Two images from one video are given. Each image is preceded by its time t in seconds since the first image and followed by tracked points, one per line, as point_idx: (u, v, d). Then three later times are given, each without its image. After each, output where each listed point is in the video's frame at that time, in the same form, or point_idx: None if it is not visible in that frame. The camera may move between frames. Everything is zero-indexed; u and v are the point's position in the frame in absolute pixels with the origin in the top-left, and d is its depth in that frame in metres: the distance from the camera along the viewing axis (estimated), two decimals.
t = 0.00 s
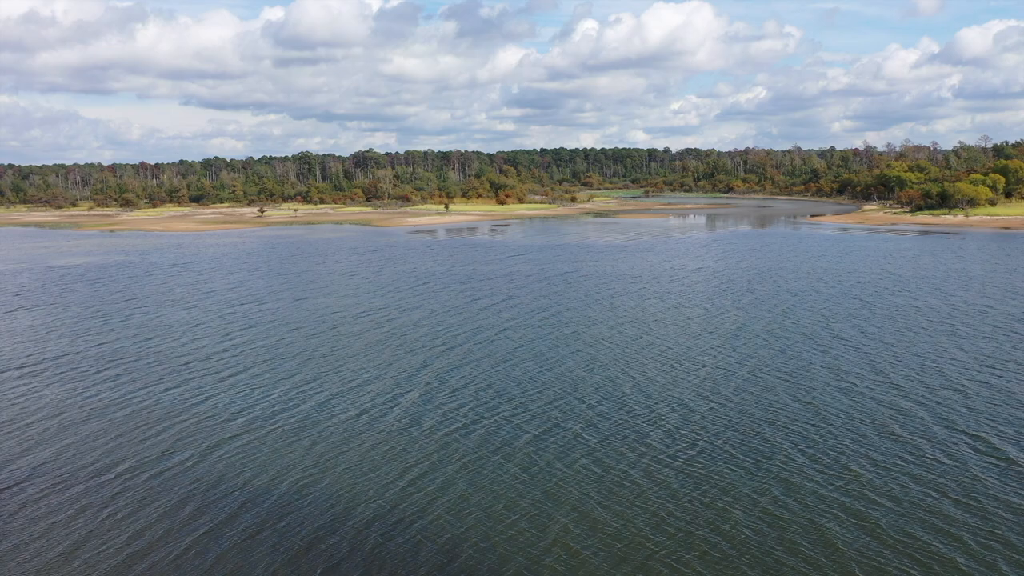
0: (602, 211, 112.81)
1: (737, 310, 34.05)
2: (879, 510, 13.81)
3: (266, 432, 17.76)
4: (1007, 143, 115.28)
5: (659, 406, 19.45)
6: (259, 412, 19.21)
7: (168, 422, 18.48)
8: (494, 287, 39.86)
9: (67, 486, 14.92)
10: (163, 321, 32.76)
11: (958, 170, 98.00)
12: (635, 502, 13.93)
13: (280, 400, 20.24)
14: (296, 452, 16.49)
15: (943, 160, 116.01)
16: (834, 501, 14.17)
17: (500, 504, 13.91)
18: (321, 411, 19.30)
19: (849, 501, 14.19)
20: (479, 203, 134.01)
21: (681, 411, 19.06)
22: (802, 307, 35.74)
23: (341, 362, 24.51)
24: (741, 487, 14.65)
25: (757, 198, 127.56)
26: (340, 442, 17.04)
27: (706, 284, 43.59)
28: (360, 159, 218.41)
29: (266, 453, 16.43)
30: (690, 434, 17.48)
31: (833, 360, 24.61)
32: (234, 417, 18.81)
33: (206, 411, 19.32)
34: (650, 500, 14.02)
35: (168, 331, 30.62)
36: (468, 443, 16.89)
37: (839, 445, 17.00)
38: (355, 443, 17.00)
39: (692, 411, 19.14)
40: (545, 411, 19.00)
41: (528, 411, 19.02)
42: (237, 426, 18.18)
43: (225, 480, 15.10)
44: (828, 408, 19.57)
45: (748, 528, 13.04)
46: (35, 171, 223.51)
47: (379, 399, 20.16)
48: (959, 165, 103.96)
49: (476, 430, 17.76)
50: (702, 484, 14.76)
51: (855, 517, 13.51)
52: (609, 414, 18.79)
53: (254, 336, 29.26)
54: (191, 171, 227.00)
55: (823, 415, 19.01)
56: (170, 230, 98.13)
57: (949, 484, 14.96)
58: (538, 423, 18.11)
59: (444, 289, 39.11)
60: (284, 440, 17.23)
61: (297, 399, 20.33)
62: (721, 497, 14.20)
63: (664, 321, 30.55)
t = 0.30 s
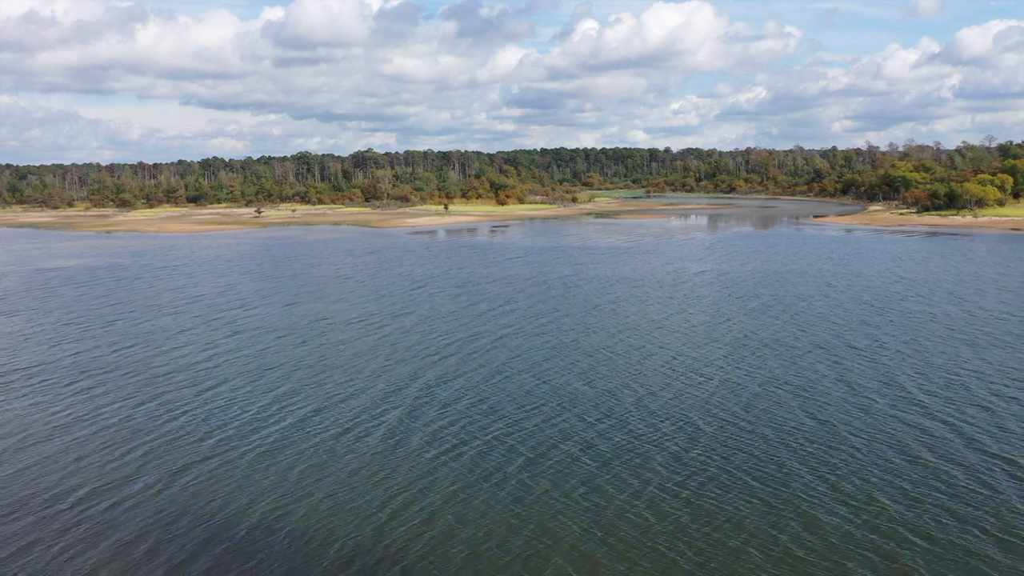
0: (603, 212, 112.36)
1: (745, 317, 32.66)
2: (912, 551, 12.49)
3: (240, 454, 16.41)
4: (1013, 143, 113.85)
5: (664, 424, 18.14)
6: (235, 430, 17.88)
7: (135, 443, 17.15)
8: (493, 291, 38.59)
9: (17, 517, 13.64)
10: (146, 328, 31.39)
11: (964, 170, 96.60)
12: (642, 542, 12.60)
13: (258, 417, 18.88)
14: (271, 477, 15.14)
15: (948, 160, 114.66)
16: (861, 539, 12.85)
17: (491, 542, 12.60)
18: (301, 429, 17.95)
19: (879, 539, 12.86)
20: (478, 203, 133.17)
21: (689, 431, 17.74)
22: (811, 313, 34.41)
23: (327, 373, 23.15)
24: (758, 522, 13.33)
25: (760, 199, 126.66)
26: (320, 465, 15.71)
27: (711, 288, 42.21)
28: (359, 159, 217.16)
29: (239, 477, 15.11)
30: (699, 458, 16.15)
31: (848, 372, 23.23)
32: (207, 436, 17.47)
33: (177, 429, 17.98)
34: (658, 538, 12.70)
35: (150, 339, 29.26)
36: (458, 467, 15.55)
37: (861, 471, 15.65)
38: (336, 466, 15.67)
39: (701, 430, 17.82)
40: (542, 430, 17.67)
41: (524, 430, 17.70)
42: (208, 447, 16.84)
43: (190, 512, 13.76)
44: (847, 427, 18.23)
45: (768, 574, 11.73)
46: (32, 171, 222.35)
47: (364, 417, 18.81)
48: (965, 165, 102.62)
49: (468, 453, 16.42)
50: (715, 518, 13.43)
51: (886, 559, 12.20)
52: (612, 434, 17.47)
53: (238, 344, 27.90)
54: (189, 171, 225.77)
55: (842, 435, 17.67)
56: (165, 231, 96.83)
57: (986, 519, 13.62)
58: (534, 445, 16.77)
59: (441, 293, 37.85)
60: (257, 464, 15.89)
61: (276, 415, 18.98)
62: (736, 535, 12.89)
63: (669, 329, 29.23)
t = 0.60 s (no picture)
0: (604, 212, 111.66)
1: (751, 323, 31.46)
2: None
3: (214, 486, 15.24)
4: (1020, 142, 112.37)
5: (670, 446, 16.94)
6: (211, 456, 16.68)
7: (102, 473, 15.98)
8: (491, 295, 37.39)
9: None
10: (129, 334, 30.12)
11: (971, 170, 95.24)
12: None
13: (238, 440, 17.67)
14: (243, 517, 13.95)
15: (954, 160, 113.21)
16: None
17: None
18: (281, 454, 16.74)
19: None
20: (478, 203, 132.19)
21: (697, 454, 16.53)
22: (821, 318, 33.18)
23: (313, 386, 21.90)
24: (775, 563, 12.16)
25: (763, 198, 125.56)
26: (298, 501, 14.50)
27: (716, 292, 41.01)
28: (358, 158, 215.88)
29: (211, 510, 14.03)
30: (709, 485, 14.95)
31: (864, 386, 21.94)
32: (180, 465, 16.29)
33: (149, 456, 16.79)
34: None
35: (132, 345, 28.00)
36: (446, 502, 14.36)
37: (886, 501, 14.44)
38: (315, 502, 14.46)
39: (711, 452, 16.61)
40: (538, 454, 16.48)
41: (520, 454, 16.51)
42: (181, 479, 15.64)
43: (153, 559, 12.60)
44: (868, 448, 16.98)
45: None
46: (29, 171, 221.16)
47: (350, 438, 17.58)
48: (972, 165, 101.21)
49: (458, 483, 15.22)
50: (727, 560, 12.26)
51: None
52: (615, 457, 16.27)
53: (223, 351, 26.64)
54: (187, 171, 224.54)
55: (862, 458, 16.44)
56: (161, 232, 95.58)
57: None
58: (530, 472, 15.59)
59: (437, 297, 36.67)
60: (231, 499, 14.69)
61: (256, 437, 17.77)
62: None
63: (672, 337, 28.07)
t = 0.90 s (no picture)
0: (606, 212, 111.04)
1: (760, 330, 30.04)
2: None
3: (176, 518, 13.82)
4: None
5: (677, 472, 15.48)
6: (176, 484, 15.20)
7: (56, 504, 14.52)
8: (488, 300, 35.99)
9: None
10: (108, 340, 28.66)
11: (977, 170, 93.81)
12: None
13: (208, 463, 16.19)
14: (203, 559, 12.50)
15: (960, 160, 111.69)
16: None
17: None
18: (252, 480, 15.26)
19: None
20: (478, 203, 131.38)
21: (708, 482, 15.06)
22: (832, 325, 31.75)
23: (295, 399, 20.47)
24: None
25: (766, 198, 124.50)
26: (265, 538, 13.03)
27: (722, 296, 39.60)
28: (357, 159, 214.57)
29: (170, 550, 12.65)
30: (723, 520, 13.51)
31: (884, 402, 20.46)
32: (141, 494, 14.81)
33: (108, 483, 15.31)
34: None
35: (109, 353, 26.54)
36: (430, 541, 12.88)
37: (920, 539, 13.00)
38: (286, 540, 13.02)
39: (722, 480, 15.15)
40: (533, 482, 15.00)
41: (513, 482, 15.04)
42: (141, 510, 14.17)
43: None
44: (894, 475, 15.52)
45: None
46: (26, 171, 219.83)
47: (328, 462, 16.10)
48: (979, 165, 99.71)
49: (444, 514, 13.81)
50: None
51: None
52: (618, 485, 14.83)
53: (204, 359, 25.17)
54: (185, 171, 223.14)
55: (889, 487, 14.98)
56: (158, 232, 94.74)
57: None
58: (524, 504, 14.11)
59: (432, 302, 35.30)
60: (193, 535, 13.23)
61: (228, 460, 16.29)
62: None
63: (677, 345, 26.65)
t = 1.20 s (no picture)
0: (608, 212, 110.48)
1: (769, 338, 28.73)
2: None
3: (132, 556, 12.50)
4: None
5: (683, 503, 14.16)
6: (136, 515, 13.85)
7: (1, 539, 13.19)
8: (485, 305, 34.68)
9: None
10: (85, 349, 27.35)
11: (984, 170, 92.43)
12: None
13: (173, 490, 14.85)
14: None
15: (967, 159, 110.28)
16: None
17: None
18: (218, 511, 13.90)
19: None
20: (478, 203, 130.58)
21: (717, 516, 13.73)
22: (844, 333, 30.41)
23: (274, 415, 19.15)
24: None
25: (769, 199, 123.55)
26: None
27: (727, 301, 38.28)
28: (356, 159, 213.33)
29: None
30: (737, 562, 12.18)
31: (904, 420, 19.11)
32: (95, 528, 13.45)
33: (61, 514, 13.97)
34: None
35: (85, 362, 25.17)
36: None
37: None
38: None
39: (733, 513, 13.83)
40: (525, 515, 13.65)
41: (504, 514, 13.69)
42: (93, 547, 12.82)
43: None
44: (920, 506, 14.20)
45: None
46: (22, 171, 218.34)
47: (303, 489, 14.75)
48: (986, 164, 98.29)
49: (427, 552, 12.46)
50: None
51: None
52: (619, 519, 13.52)
53: (184, 369, 23.80)
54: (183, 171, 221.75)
55: (918, 521, 13.65)
56: (156, 233, 94.13)
57: None
58: (514, 541, 12.78)
59: (427, 307, 33.97)
60: None
61: (195, 486, 14.94)
62: None
63: (682, 355, 25.32)
